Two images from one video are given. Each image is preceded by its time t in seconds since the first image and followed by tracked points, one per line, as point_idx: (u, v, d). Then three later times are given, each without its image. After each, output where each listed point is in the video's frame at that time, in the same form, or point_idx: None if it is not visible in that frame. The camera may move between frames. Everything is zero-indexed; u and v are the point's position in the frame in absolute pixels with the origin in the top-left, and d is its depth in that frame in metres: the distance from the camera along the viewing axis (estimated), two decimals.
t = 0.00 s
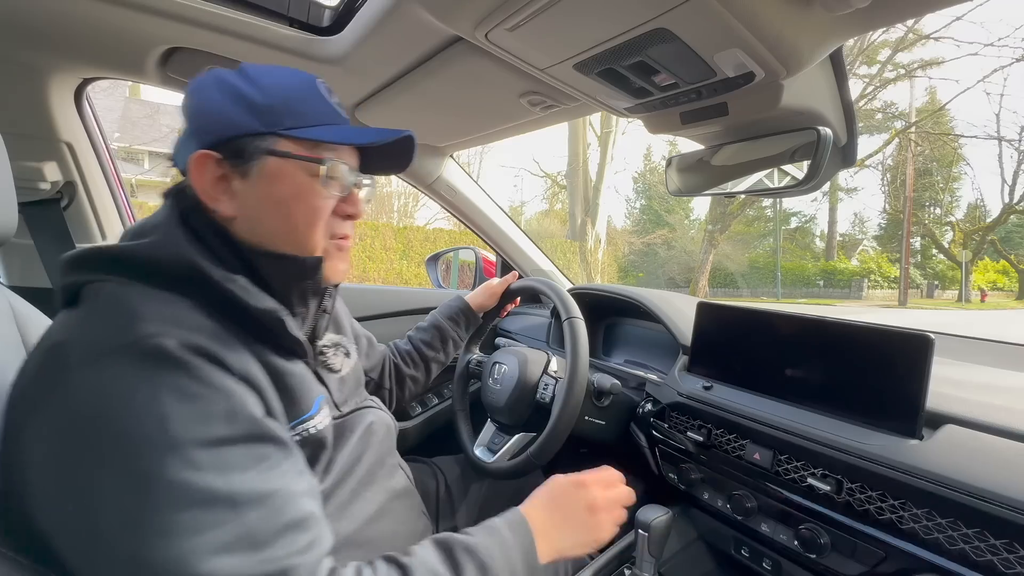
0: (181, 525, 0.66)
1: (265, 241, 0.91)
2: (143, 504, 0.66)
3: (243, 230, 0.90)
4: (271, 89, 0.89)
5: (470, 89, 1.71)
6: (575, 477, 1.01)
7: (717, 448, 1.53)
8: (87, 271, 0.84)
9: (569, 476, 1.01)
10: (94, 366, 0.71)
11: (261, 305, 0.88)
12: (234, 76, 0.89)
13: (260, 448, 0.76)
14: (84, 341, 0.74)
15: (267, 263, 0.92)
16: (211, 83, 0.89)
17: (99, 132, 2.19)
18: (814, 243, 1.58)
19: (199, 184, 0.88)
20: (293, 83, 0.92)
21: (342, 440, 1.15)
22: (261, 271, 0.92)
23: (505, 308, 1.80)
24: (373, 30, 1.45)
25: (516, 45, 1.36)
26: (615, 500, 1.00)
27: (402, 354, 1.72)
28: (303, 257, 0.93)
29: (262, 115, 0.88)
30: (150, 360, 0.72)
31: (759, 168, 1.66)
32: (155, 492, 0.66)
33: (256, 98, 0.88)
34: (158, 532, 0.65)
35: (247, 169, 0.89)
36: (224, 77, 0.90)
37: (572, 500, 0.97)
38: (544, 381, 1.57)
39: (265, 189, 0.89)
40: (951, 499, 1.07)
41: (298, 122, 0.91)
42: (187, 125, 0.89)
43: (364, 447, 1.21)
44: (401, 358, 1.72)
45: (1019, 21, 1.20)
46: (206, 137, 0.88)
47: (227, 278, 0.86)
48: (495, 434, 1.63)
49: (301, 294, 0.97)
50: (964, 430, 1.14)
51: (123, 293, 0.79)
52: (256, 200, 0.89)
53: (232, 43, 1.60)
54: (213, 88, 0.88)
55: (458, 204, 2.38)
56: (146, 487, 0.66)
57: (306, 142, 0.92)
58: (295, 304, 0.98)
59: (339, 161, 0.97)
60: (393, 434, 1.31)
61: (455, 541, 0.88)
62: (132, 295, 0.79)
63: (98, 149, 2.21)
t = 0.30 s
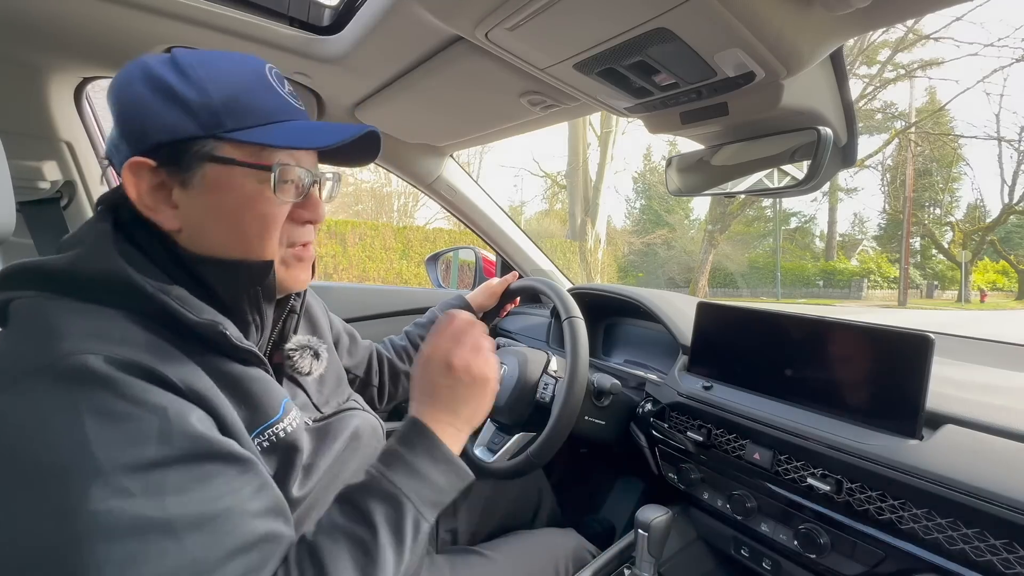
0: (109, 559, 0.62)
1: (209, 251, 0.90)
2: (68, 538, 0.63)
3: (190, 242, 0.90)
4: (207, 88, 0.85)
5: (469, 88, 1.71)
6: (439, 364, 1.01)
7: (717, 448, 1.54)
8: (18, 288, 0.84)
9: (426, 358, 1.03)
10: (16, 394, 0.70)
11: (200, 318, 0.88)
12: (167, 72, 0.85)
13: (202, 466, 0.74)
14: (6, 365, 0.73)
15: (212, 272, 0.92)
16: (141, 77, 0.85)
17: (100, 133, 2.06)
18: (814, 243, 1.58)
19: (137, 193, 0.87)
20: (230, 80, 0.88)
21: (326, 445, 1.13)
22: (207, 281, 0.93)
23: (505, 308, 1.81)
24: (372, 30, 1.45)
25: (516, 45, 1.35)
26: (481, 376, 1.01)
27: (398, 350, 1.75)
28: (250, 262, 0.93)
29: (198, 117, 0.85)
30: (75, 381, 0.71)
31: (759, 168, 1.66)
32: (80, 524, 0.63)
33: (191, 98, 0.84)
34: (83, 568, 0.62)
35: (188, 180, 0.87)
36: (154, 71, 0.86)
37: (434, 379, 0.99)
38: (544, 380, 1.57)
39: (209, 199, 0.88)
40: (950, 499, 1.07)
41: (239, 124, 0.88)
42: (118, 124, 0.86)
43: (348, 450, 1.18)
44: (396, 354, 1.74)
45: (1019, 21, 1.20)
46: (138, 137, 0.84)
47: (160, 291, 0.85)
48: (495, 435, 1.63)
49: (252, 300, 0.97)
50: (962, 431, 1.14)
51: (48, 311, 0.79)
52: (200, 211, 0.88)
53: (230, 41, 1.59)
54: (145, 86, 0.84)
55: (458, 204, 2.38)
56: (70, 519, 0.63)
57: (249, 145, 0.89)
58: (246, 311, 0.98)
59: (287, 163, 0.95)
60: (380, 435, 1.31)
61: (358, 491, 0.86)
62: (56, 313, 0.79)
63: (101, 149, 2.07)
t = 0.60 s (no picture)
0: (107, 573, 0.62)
1: (197, 245, 0.90)
2: (66, 550, 0.63)
3: (178, 239, 0.90)
4: (182, 78, 0.85)
5: (470, 88, 1.71)
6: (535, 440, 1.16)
7: (717, 448, 1.54)
8: (21, 289, 0.84)
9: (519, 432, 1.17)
10: (14, 401, 0.70)
11: (210, 323, 0.89)
12: (148, 67, 0.86)
13: (202, 482, 0.74)
14: (10, 370, 0.73)
15: (219, 275, 0.93)
16: (124, 75, 0.87)
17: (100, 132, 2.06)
18: (813, 243, 1.58)
19: (126, 191, 0.88)
20: (204, 67, 0.87)
21: (330, 450, 1.13)
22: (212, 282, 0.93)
23: (505, 308, 1.81)
24: (373, 29, 1.45)
25: (516, 44, 1.35)
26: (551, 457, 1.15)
27: (402, 353, 1.74)
28: (257, 266, 0.93)
29: (175, 108, 0.85)
30: (79, 389, 0.71)
31: (759, 168, 1.66)
32: (79, 537, 0.63)
33: (167, 89, 0.84)
34: None
35: (169, 174, 0.87)
36: (136, 68, 0.87)
37: (512, 461, 1.11)
38: (544, 380, 1.57)
39: (191, 192, 0.87)
40: (950, 499, 1.07)
41: (214, 112, 0.87)
42: (109, 125, 0.88)
43: (352, 455, 1.18)
44: (400, 356, 1.74)
45: (1018, 21, 1.20)
46: (123, 136, 0.86)
47: (168, 295, 0.86)
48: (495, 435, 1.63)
49: (259, 303, 0.98)
50: (962, 430, 1.14)
51: (55, 316, 0.79)
52: (184, 205, 0.88)
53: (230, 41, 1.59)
54: (128, 83, 0.86)
55: (458, 203, 2.39)
56: (70, 530, 0.63)
57: (225, 133, 0.88)
58: (254, 315, 0.99)
59: (266, 149, 0.93)
60: (384, 437, 1.31)
61: (401, 539, 0.94)
62: (62, 318, 0.79)
63: (101, 148, 2.07)
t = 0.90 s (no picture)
0: (116, 565, 0.63)
1: (219, 245, 0.90)
2: (75, 543, 0.63)
3: (198, 238, 0.90)
4: (211, 84, 0.86)
5: (470, 87, 1.70)
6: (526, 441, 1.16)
7: (717, 447, 1.54)
8: (20, 287, 0.84)
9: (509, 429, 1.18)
10: (18, 396, 0.70)
11: (208, 319, 0.88)
12: (169, 69, 0.85)
13: (207, 474, 0.75)
14: (12, 367, 0.73)
15: (218, 271, 0.92)
16: (138, 72, 0.85)
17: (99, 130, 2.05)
18: (813, 243, 1.58)
19: (142, 189, 0.86)
20: (231, 73, 0.88)
21: (329, 448, 1.13)
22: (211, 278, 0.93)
23: (505, 308, 1.81)
24: (373, 29, 1.45)
25: (517, 43, 1.35)
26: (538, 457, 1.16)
27: (399, 351, 1.74)
28: (256, 263, 0.94)
29: (204, 113, 0.85)
30: (82, 384, 0.71)
31: (758, 168, 1.66)
32: (87, 530, 0.64)
33: (196, 93, 0.84)
34: (93, 570, 0.62)
35: (195, 175, 0.87)
36: (153, 67, 0.85)
37: (506, 457, 1.12)
38: (544, 379, 1.57)
39: (218, 195, 0.88)
40: (950, 499, 1.07)
41: (244, 119, 0.88)
42: (118, 122, 0.85)
43: (351, 451, 1.19)
44: (398, 355, 1.74)
45: (1018, 22, 1.21)
46: (139, 134, 0.84)
47: (167, 293, 0.85)
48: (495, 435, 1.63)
49: (259, 299, 0.98)
50: (963, 430, 1.14)
51: (56, 313, 0.79)
52: (208, 207, 0.88)
53: (229, 39, 1.59)
54: (146, 82, 0.84)
55: (458, 203, 2.39)
56: (77, 524, 0.64)
57: (254, 139, 0.90)
58: (254, 312, 0.99)
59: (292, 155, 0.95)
60: (382, 434, 1.31)
61: (405, 531, 0.94)
62: (64, 315, 0.79)
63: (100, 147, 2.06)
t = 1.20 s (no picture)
0: (114, 563, 0.63)
1: (232, 237, 0.92)
2: (72, 541, 0.63)
3: (211, 230, 0.91)
4: (228, 81, 0.87)
5: (470, 86, 1.70)
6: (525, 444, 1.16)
7: (716, 447, 1.54)
8: (19, 286, 0.85)
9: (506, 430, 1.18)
10: (15, 395, 0.70)
11: (207, 318, 0.88)
12: (185, 66, 0.86)
13: (206, 473, 0.75)
14: (9, 366, 0.73)
15: (216, 270, 0.92)
16: (154, 69, 0.86)
17: (97, 129, 2.03)
18: (812, 243, 1.58)
19: (156, 183, 0.86)
20: (247, 72, 0.90)
21: (328, 447, 1.13)
22: (209, 277, 0.92)
23: (505, 308, 1.81)
24: (372, 28, 1.45)
25: (517, 43, 1.35)
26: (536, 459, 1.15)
27: (399, 351, 1.74)
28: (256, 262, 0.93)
29: (220, 108, 0.86)
30: (79, 382, 0.71)
31: (757, 168, 1.66)
32: (85, 527, 0.64)
33: (212, 89, 0.86)
34: (92, 568, 0.62)
35: (210, 167, 0.88)
36: (170, 64, 0.86)
37: (504, 455, 1.12)
38: (543, 379, 1.57)
39: (233, 187, 0.90)
40: (948, 498, 1.07)
41: (259, 115, 0.90)
42: (131, 118, 0.85)
43: (350, 450, 1.19)
44: (397, 355, 1.74)
45: (1018, 22, 1.21)
46: (153, 129, 0.85)
47: (165, 291, 0.85)
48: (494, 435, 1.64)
49: (258, 299, 0.97)
50: (963, 430, 1.14)
51: (54, 312, 0.79)
52: (222, 199, 0.89)
53: (229, 39, 1.59)
54: (162, 79, 0.85)
55: (458, 203, 2.39)
56: (76, 521, 0.64)
57: (269, 134, 0.92)
58: (252, 311, 0.98)
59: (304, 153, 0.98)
60: (381, 434, 1.31)
61: (404, 530, 0.94)
62: (62, 314, 0.79)
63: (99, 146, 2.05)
